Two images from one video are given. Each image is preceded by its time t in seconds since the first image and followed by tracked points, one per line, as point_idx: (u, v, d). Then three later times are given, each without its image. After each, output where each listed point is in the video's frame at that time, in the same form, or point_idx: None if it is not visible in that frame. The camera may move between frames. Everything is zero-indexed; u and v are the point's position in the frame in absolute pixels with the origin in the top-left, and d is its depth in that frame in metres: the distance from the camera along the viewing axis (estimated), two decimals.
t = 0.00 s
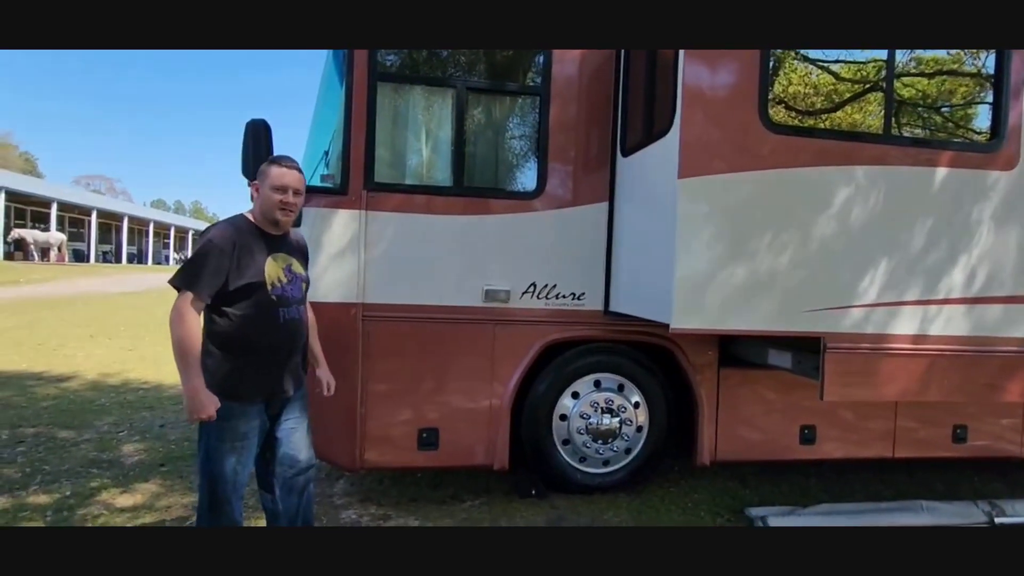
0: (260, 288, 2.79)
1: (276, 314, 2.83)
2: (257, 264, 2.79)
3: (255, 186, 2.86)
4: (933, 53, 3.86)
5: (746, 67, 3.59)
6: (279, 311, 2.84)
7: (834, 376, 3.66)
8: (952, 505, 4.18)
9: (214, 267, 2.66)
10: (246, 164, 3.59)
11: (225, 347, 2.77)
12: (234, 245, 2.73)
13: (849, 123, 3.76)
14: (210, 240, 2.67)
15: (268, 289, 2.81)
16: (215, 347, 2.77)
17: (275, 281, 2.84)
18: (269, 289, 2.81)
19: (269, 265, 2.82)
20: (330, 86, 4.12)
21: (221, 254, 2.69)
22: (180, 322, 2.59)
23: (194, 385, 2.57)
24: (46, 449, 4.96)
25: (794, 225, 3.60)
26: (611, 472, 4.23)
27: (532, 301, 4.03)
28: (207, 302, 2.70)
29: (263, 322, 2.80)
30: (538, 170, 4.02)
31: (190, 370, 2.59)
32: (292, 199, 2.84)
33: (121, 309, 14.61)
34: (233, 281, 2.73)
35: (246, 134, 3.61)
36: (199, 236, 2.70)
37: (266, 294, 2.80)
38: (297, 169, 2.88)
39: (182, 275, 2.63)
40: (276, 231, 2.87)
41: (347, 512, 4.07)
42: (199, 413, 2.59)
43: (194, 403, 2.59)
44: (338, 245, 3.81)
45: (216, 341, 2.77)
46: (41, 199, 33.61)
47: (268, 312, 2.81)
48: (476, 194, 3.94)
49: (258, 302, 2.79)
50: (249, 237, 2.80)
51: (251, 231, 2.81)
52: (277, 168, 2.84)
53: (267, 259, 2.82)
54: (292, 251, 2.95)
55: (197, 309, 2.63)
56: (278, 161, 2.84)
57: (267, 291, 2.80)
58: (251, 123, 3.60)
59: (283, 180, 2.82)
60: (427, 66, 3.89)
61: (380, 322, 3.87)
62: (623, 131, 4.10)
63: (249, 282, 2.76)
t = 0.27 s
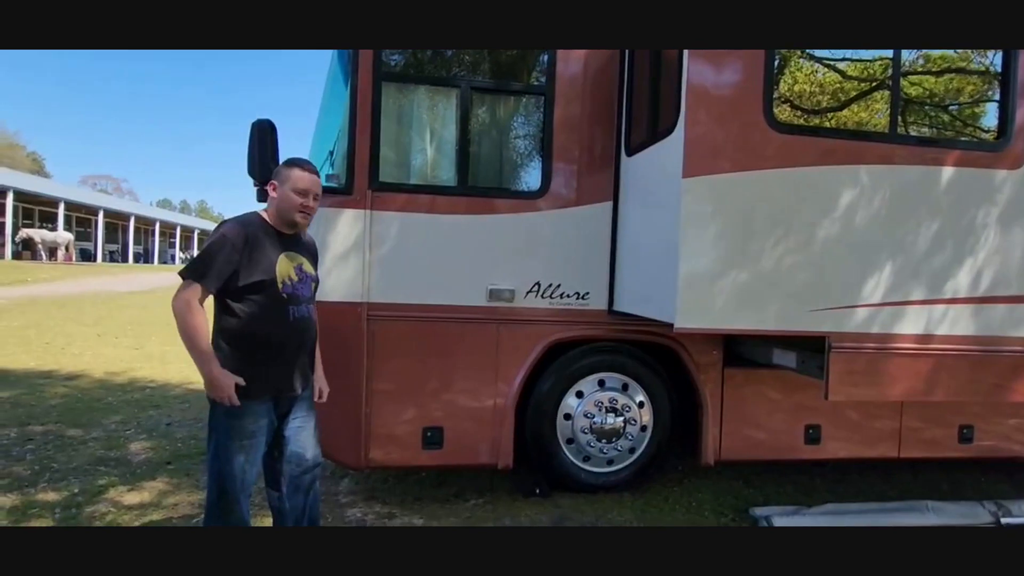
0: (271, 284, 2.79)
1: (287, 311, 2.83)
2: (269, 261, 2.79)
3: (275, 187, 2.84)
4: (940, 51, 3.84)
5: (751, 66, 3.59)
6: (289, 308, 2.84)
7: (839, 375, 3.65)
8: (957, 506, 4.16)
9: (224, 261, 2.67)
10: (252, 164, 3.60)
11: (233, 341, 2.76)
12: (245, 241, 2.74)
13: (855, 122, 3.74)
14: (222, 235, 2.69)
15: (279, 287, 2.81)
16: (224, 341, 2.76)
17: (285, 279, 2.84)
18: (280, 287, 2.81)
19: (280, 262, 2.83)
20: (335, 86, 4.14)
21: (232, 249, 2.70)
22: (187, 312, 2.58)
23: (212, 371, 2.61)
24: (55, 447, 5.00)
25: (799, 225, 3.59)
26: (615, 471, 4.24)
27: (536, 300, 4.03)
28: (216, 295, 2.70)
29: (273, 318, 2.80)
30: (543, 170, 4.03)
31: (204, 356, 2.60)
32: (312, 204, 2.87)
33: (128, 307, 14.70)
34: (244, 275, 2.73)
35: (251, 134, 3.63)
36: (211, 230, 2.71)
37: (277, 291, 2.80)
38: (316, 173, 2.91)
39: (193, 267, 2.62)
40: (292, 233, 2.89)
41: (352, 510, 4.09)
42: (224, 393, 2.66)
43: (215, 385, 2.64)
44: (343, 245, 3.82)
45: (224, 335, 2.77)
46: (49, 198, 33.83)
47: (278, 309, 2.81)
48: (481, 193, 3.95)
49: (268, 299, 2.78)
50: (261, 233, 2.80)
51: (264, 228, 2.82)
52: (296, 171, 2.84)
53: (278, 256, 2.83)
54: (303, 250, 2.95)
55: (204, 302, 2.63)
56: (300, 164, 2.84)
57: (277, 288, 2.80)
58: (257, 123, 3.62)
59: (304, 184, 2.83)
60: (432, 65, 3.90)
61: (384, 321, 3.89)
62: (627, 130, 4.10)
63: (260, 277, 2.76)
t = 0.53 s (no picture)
0: (277, 284, 2.79)
1: (294, 310, 2.83)
2: (276, 262, 2.79)
3: (310, 201, 2.85)
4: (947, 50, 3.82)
5: (755, 65, 3.58)
6: (296, 308, 2.84)
7: (844, 376, 3.64)
8: (963, 507, 4.14)
9: (230, 262, 2.67)
10: (257, 164, 3.62)
11: (239, 341, 2.77)
12: (252, 241, 2.74)
13: (860, 121, 3.73)
14: (228, 235, 2.69)
15: (286, 286, 2.81)
16: (230, 341, 2.77)
17: (292, 279, 2.83)
18: (286, 286, 2.81)
19: (286, 262, 2.81)
20: (340, 86, 4.15)
21: (239, 249, 2.70)
22: (190, 308, 2.57)
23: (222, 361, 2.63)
24: (62, 446, 5.04)
25: (803, 225, 3.58)
26: (619, 471, 4.24)
27: (540, 300, 4.04)
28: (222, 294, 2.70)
29: (278, 317, 2.80)
30: (546, 170, 4.03)
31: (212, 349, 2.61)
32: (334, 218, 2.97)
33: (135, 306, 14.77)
34: (250, 275, 2.74)
35: (256, 134, 3.64)
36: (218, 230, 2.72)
37: (283, 291, 2.80)
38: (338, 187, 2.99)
39: (199, 267, 2.61)
40: (312, 243, 2.97)
41: (356, 509, 4.10)
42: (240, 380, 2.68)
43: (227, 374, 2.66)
44: (348, 245, 3.83)
45: (230, 334, 2.77)
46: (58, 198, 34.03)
47: (284, 309, 2.81)
48: (485, 193, 3.95)
49: (273, 300, 2.79)
50: (268, 232, 2.81)
51: (271, 229, 2.82)
52: (331, 188, 2.91)
53: (286, 255, 2.82)
54: (309, 251, 2.95)
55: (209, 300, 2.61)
56: (332, 179, 2.91)
57: (283, 288, 2.80)
58: (262, 123, 3.63)
59: (338, 203, 2.93)
60: (436, 66, 3.90)
61: (388, 321, 3.90)
62: (631, 130, 4.10)
63: (266, 278, 2.76)
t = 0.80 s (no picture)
0: (284, 286, 2.79)
1: (300, 310, 2.83)
2: (283, 262, 2.79)
3: (318, 204, 2.87)
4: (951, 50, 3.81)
5: (758, 65, 3.57)
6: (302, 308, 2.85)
7: (847, 376, 3.63)
8: (967, 508, 4.13)
9: (237, 265, 2.68)
10: (260, 164, 3.62)
11: (248, 342, 2.77)
12: (258, 244, 2.75)
13: (863, 121, 3.72)
14: (234, 238, 2.70)
15: (292, 288, 2.81)
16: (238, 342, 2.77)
17: (299, 280, 2.83)
18: (293, 287, 2.81)
19: (293, 262, 2.81)
20: (343, 87, 4.16)
21: (245, 252, 2.70)
22: (205, 315, 2.60)
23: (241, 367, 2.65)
24: (66, 445, 5.05)
25: (806, 225, 3.58)
26: (621, 471, 4.24)
27: (542, 300, 4.04)
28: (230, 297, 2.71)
29: (286, 318, 2.80)
30: (549, 170, 4.03)
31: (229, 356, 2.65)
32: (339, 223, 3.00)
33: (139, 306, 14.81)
34: (256, 278, 2.74)
35: (259, 134, 3.65)
36: (225, 233, 2.72)
37: (289, 292, 2.80)
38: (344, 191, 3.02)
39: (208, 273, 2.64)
40: (316, 245, 2.97)
41: (359, 508, 4.11)
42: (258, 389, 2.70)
43: (246, 380, 2.68)
44: (350, 245, 3.84)
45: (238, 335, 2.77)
46: (63, 198, 34.15)
47: (290, 310, 2.81)
48: (487, 193, 3.95)
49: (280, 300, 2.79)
50: (274, 233, 2.81)
51: (278, 230, 2.82)
52: (338, 192, 2.94)
53: (292, 256, 2.82)
54: (314, 252, 2.95)
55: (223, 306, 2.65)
56: (340, 183, 2.94)
57: (290, 288, 2.80)
58: (265, 123, 3.64)
59: (343, 207, 2.97)
60: (438, 66, 3.91)
61: (391, 320, 3.90)
62: (634, 129, 4.10)
63: (272, 280, 2.76)
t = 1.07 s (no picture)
0: (289, 286, 2.79)
1: (303, 311, 2.83)
2: (289, 264, 2.78)
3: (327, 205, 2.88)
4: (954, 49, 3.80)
5: (760, 64, 3.57)
6: (306, 309, 2.85)
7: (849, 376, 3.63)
8: (969, 509, 4.12)
9: (243, 265, 2.68)
10: (262, 165, 3.63)
11: (250, 341, 2.79)
12: (265, 244, 2.74)
13: (866, 121, 3.72)
14: (241, 238, 2.69)
15: (298, 288, 2.81)
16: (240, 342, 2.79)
17: (304, 281, 2.83)
18: (297, 288, 2.81)
19: (299, 263, 2.81)
20: (345, 87, 4.16)
21: (251, 252, 2.70)
22: (206, 314, 2.58)
23: (230, 372, 2.64)
24: (68, 445, 5.06)
25: (808, 225, 3.57)
26: (623, 471, 4.24)
27: (544, 300, 4.04)
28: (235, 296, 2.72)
29: (289, 318, 2.81)
30: (551, 170, 4.03)
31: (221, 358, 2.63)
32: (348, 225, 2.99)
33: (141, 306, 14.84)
34: (262, 278, 2.74)
35: (262, 135, 3.65)
36: (231, 233, 2.72)
37: (294, 292, 2.80)
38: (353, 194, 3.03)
39: (214, 272, 2.63)
40: (325, 247, 2.96)
41: (361, 508, 4.12)
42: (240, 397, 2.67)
43: (230, 387, 2.66)
44: (352, 245, 3.84)
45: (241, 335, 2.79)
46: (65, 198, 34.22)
47: (295, 310, 2.82)
48: (489, 193, 3.96)
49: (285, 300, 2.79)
50: (281, 234, 2.80)
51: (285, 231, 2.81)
52: (348, 193, 2.94)
53: (298, 257, 2.81)
54: (321, 253, 2.94)
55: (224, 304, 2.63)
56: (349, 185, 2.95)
57: (295, 289, 2.80)
58: (267, 124, 3.64)
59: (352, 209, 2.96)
60: (440, 66, 3.91)
61: (393, 321, 3.91)
62: (636, 129, 4.10)
63: (277, 280, 2.76)
